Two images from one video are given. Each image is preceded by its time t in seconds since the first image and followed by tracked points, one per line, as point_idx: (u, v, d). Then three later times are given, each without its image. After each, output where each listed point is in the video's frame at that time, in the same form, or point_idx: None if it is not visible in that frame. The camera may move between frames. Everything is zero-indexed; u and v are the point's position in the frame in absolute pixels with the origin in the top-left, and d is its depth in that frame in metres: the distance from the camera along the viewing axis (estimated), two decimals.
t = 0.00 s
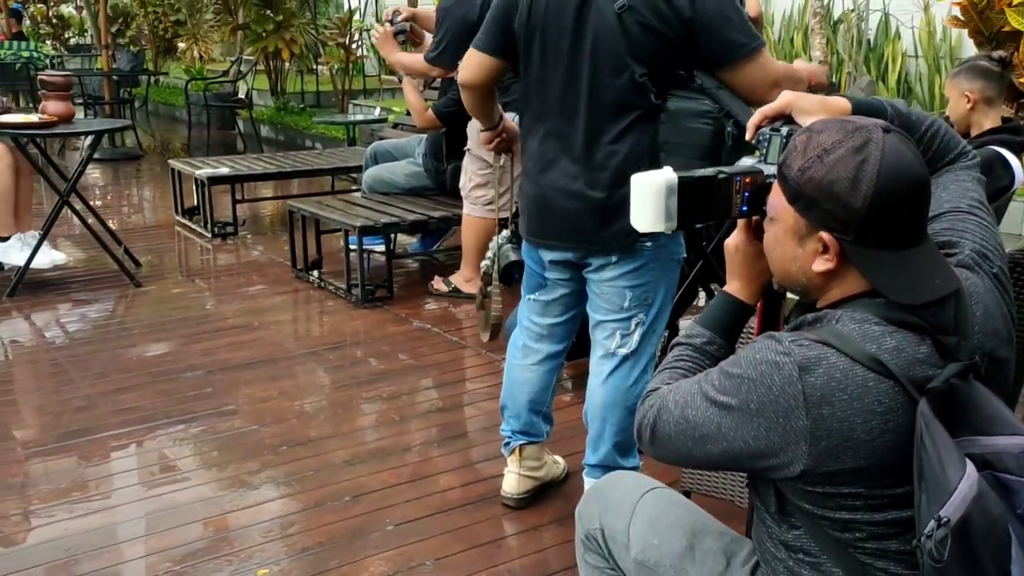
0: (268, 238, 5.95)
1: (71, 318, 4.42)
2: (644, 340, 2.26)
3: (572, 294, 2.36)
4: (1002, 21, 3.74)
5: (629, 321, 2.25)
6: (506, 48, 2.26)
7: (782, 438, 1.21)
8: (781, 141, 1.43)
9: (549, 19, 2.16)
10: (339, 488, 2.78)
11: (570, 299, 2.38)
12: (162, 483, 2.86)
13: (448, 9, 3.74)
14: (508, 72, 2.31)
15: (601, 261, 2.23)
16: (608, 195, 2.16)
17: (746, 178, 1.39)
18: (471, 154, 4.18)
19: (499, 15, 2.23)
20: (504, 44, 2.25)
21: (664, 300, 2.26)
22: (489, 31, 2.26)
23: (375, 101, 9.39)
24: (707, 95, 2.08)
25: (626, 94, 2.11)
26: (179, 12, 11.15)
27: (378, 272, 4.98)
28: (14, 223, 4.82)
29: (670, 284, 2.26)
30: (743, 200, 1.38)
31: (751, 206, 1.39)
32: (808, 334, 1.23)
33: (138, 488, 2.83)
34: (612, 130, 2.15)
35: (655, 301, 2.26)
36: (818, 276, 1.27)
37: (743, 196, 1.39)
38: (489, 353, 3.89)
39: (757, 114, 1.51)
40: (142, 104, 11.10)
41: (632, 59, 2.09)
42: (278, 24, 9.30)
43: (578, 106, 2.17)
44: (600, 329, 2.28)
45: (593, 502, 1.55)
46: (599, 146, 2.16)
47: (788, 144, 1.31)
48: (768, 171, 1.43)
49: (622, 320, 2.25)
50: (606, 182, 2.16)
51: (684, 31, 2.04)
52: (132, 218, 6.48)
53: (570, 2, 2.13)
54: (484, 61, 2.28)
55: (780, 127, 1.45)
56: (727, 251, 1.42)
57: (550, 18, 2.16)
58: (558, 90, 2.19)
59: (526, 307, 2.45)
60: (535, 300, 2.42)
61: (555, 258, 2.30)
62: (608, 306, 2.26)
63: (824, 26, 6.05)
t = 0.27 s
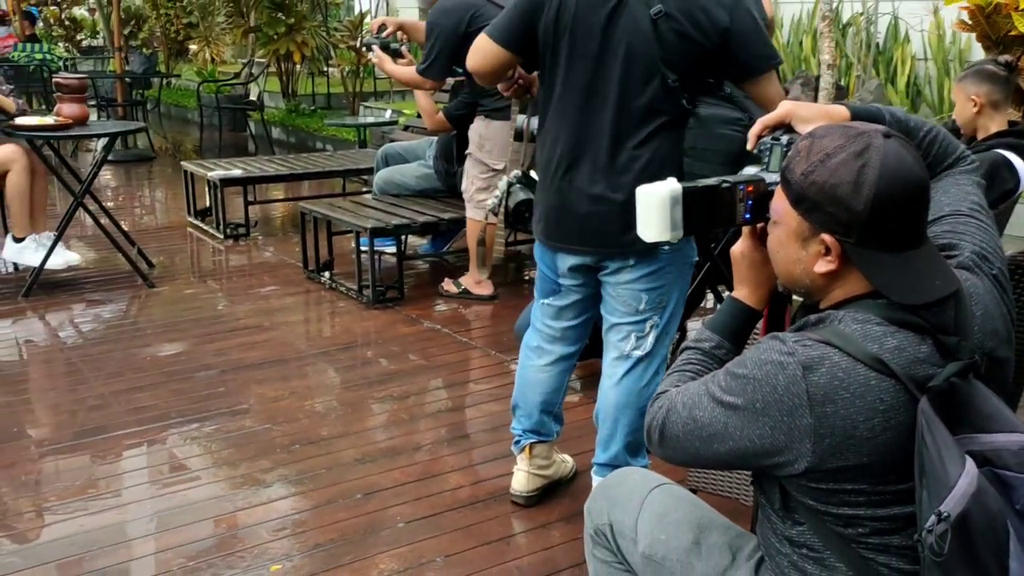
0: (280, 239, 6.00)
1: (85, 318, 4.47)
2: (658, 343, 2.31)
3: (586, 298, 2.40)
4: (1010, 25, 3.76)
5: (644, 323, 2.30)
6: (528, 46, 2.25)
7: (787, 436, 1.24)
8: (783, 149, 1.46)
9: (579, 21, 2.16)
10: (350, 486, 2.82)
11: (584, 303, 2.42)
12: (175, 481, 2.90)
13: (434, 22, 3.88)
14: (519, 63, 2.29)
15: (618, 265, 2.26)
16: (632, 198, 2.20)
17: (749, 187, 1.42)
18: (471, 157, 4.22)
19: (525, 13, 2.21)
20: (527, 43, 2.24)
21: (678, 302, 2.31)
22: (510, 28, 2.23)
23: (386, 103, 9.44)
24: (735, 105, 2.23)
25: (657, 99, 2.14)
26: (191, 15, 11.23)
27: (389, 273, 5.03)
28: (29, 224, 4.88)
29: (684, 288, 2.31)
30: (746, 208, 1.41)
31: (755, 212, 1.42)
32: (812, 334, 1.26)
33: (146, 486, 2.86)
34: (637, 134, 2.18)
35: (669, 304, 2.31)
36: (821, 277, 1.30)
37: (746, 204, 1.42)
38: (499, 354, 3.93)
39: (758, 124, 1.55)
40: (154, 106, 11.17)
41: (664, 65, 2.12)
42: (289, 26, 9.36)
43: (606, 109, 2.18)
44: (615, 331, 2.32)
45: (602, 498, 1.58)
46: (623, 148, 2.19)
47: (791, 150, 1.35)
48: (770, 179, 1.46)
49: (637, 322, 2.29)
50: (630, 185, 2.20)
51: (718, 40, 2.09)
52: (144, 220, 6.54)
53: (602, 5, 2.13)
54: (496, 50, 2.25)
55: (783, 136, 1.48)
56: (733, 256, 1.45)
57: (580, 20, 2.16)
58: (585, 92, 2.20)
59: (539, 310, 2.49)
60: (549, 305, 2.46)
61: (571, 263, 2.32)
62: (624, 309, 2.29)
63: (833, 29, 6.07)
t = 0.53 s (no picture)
0: (289, 239, 6.04)
1: (96, 317, 4.52)
2: (665, 342, 2.35)
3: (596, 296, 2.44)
4: (1015, 28, 3.78)
5: (653, 322, 2.34)
6: (544, 35, 2.30)
7: (782, 429, 1.26)
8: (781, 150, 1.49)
9: (604, 21, 2.19)
10: (357, 483, 2.85)
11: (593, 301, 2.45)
12: (186, 477, 2.94)
13: (427, 32, 3.91)
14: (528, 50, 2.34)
15: (629, 264, 2.30)
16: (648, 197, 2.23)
17: (747, 186, 1.46)
18: (474, 159, 4.27)
19: (547, 9, 2.26)
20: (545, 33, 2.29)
21: (686, 300, 2.36)
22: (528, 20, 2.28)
23: (395, 104, 9.48)
24: (750, 111, 2.25)
25: (677, 102, 2.18)
26: (201, 16, 11.28)
27: (397, 273, 5.07)
28: (42, 224, 4.93)
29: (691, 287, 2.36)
30: (745, 207, 1.45)
31: (754, 211, 1.45)
32: (807, 331, 1.29)
33: (157, 481, 2.91)
34: (656, 135, 2.21)
35: (677, 303, 2.36)
36: (817, 275, 1.33)
37: (744, 203, 1.45)
38: (505, 353, 3.96)
39: (756, 125, 1.59)
40: (165, 107, 11.24)
41: (685, 68, 2.16)
42: (299, 28, 9.40)
43: (626, 108, 2.20)
44: (623, 329, 2.36)
45: (603, 492, 1.61)
46: (642, 148, 2.21)
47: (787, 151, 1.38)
48: (768, 178, 1.50)
49: (646, 321, 2.33)
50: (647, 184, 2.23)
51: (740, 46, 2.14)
52: (154, 220, 6.59)
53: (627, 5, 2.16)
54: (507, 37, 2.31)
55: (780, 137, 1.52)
56: (732, 256, 1.48)
57: (605, 19, 2.18)
58: (606, 91, 2.22)
59: (549, 308, 2.53)
60: (558, 303, 2.49)
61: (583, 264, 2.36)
62: (633, 308, 2.33)
63: (841, 31, 6.08)
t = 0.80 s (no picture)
0: (298, 238, 6.08)
1: (107, 314, 4.57)
2: (670, 335, 2.39)
3: (608, 290, 2.49)
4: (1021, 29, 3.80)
5: (658, 316, 2.37)
6: (556, 30, 2.33)
7: (780, 420, 1.29)
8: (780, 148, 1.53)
9: (617, 19, 2.20)
10: (364, 477, 2.89)
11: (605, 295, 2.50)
12: (195, 471, 2.98)
13: (429, 40, 4.09)
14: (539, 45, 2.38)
15: (635, 259, 2.34)
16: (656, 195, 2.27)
17: (746, 182, 1.51)
18: (480, 159, 4.27)
19: (560, 6, 2.28)
20: (556, 29, 2.32)
21: (690, 296, 2.39)
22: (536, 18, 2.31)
23: (404, 105, 9.53)
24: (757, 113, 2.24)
25: (687, 101, 2.20)
26: (212, 17, 11.33)
27: (405, 272, 5.10)
28: (54, 222, 4.98)
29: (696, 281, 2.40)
30: (744, 203, 1.50)
31: (753, 207, 1.50)
32: (805, 324, 1.32)
33: (168, 476, 2.95)
34: (665, 133, 2.24)
35: (683, 297, 2.39)
36: (814, 270, 1.35)
37: (744, 200, 1.50)
38: (512, 351, 4.00)
39: (757, 123, 1.62)
40: (176, 107, 11.31)
41: (697, 68, 2.18)
42: (309, 29, 9.46)
43: (637, 106, 2.24)
44: (629, 324, 2.40)
45: (605, 485, 1.64)
46: (651, 145, 2.25)
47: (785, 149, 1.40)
48: (768, 176, 1.54)
49: (651, 315, 2.37)
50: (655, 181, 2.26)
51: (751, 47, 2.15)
52: (165, 219, 6.64)
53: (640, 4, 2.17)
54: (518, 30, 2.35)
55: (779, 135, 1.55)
56: (732, 251, 1.50)
57: (618, 18, 2.20)
58: (618, 89, 2.25)
59: (563, 303, 2.57)
60: (572, 297, 2.55)
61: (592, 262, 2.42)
62: (640, 303, 2.37)
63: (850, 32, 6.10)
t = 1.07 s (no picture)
0: (308, 237, 6.13)
1: (120, 312, 4.61)
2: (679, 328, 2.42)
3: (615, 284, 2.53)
4: None
5: (667, 310, 2.41)
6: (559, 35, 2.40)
7: (778, 413, 1.32)
8: (784, 143, 1.55)
9: (614, 23, 2.24)
10: (372, 473, 2.92)
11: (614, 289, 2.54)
12: (206, 466, 3.02)
13: (438, 43, 4.14)
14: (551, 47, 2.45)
15: (641, 256, 2.37)
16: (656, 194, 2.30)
17: (750, 177, 1.53)
18: (489, 158, 4.30)
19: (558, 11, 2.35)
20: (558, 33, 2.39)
21: (699, 289, 2.43)
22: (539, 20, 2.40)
23: (414, 105, 9.58)
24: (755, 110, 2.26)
25: (684, 101, 2.23)
26: (224, 17, 11.39)
27: (414, 271, 5.14)
28: (67, 221, 5.02)
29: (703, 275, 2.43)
30: (746, 198, 1.53)
31: (755, 203, 1.53)
32: (803, 320, 1.34)
33: (179, 470, 2.99)
34: (664, 132, 2.27)
35: (691, 290, 2.43)
36: (814, 266, 1.38)
37: (748, 195, 1.54)
38: (521, 349, 4.03)
39: (763, 117, 1.64)
40: (188, 107, 11.39)
41: (692, 68, 2.20)
42: (320, 29, 9.50)
43: (635, 107, 2.27)
44: (638, 319, 2.43)
45: (608, 478, 1.67)
46: (651, 145, 2.28)
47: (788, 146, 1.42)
48: (771, 170, 1.57)
49: (660, 309, 2.40)
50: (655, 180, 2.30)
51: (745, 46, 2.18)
52: (176, 218, 6.69)
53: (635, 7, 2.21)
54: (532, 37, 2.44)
55: (785, 130, 1.56)
56: (735, 245, 1.53)
57: (615, 21, 2.24)
58: (616, 90, 2.29)
59: (573, 299, 2.61)
60: (583, 294, 2.58)
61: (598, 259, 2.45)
62: (648, 298, 2.40)
63: (859, 33, 6.10)
